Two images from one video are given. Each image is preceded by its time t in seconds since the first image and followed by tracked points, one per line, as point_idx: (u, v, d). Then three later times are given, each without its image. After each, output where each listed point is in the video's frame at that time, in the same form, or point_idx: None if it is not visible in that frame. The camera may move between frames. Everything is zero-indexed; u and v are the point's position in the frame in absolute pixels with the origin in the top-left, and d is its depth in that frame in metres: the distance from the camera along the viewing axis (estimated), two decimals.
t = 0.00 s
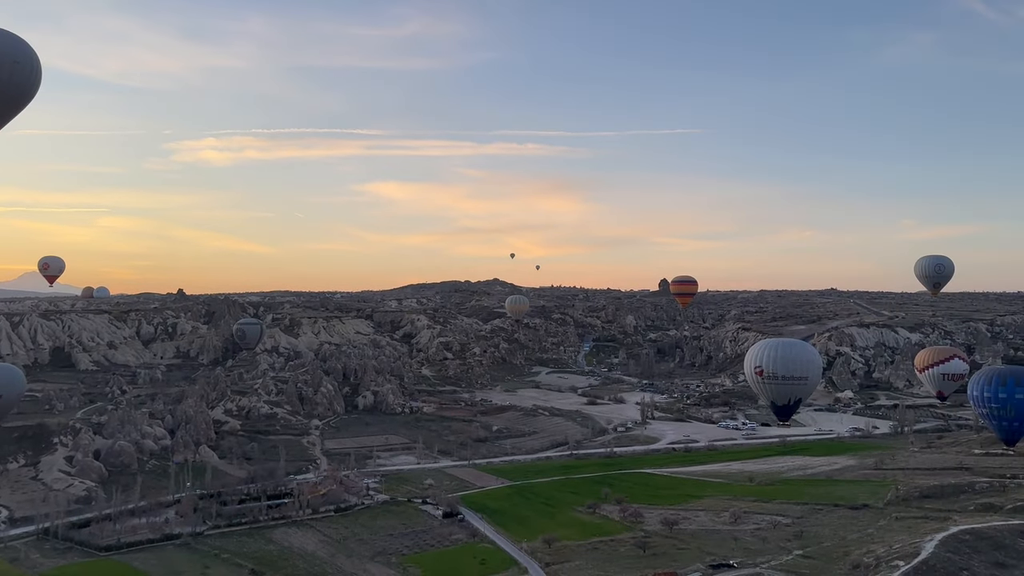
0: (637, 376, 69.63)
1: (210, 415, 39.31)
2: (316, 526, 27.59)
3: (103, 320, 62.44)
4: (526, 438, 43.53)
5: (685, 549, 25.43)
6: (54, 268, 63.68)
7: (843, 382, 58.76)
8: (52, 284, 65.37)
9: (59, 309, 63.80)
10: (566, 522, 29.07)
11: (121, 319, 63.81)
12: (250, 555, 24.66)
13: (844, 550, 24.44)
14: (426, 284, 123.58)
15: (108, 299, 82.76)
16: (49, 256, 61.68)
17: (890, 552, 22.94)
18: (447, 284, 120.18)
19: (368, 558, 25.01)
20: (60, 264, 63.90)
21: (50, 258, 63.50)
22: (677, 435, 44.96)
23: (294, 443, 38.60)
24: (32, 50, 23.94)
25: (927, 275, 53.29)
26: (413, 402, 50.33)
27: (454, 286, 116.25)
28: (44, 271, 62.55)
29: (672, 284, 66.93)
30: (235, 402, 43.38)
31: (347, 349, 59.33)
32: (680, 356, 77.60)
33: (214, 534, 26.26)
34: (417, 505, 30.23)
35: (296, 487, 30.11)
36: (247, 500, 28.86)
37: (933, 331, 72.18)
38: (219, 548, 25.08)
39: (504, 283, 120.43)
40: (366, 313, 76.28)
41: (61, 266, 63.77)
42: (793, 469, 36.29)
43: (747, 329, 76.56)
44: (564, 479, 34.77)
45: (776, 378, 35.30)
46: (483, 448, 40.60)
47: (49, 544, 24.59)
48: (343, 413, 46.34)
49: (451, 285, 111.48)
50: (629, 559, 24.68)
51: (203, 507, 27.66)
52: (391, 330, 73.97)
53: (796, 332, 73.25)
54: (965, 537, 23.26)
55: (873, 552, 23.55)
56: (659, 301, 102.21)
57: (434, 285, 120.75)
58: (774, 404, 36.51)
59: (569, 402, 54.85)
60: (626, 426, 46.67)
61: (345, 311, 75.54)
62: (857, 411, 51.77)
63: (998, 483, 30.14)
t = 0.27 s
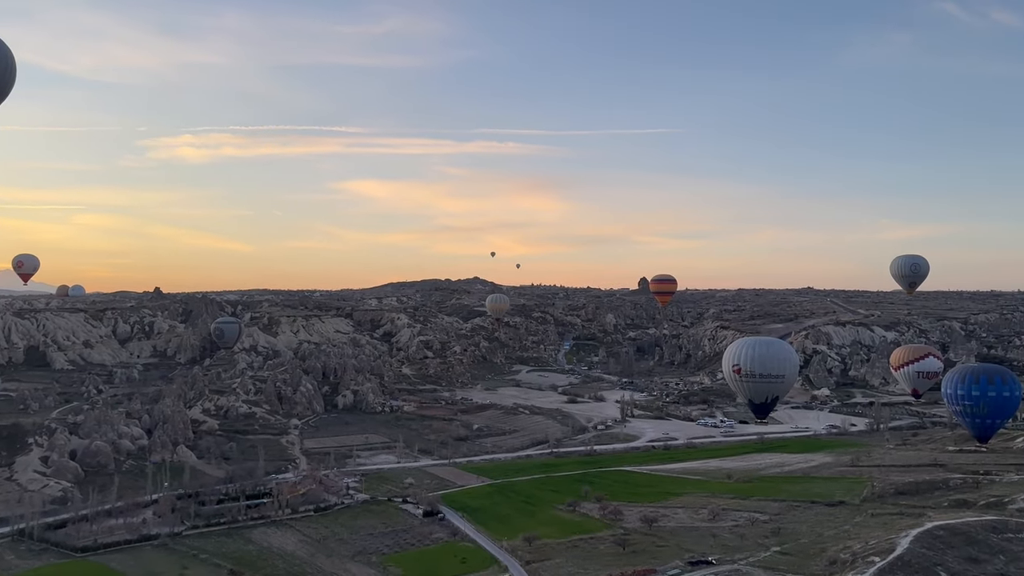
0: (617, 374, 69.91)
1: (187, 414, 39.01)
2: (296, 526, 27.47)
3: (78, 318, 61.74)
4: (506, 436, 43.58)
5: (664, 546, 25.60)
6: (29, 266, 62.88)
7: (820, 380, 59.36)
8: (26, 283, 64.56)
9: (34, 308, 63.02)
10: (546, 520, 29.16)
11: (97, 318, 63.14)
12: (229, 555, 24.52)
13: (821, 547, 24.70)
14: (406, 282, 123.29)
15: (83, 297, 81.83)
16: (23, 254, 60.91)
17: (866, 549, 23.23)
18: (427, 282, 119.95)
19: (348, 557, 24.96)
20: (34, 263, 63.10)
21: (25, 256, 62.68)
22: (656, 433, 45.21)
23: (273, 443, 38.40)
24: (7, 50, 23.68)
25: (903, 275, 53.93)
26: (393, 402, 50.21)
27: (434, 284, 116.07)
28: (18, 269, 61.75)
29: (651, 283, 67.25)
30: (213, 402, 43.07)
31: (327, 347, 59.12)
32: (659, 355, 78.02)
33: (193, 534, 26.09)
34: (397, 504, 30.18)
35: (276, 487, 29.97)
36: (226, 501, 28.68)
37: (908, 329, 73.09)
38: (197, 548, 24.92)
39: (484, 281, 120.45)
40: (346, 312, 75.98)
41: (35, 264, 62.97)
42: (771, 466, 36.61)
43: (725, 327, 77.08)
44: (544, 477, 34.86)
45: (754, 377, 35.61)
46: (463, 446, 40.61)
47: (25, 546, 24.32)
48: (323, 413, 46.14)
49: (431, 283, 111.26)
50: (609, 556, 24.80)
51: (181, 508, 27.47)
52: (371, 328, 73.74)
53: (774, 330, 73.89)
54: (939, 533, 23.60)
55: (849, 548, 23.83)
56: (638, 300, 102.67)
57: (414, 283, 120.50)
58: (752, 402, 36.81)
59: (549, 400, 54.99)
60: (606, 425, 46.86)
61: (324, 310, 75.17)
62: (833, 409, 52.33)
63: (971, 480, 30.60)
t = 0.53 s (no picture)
0: (597, 372, 70.14)
1: (165, 414, 38.66)
2: (274, 526, 27.32)
3: (53, 317, 60.99)
4: (486, 435, 43.59)
5: (644, 544, 25.73)
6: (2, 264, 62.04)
7: (798, 378, 59.92)
8: None
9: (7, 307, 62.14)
10: (526, 519, 29.20)
11: (72, 316, 62.41)
12: (207, 555, 24.36)
13: (799, 544, 24.94)
14: (386, 281, 122.92)
15: (58, 296, 80.85)
16: None
17: (842, 545, 23.49)
18: (407, 281, 119.65)
19: (328, 557, 24.87)
20: (8, 261, 62.27)
21: None
22: (636, 431, 45.42)
23: (252, 443, 38.14)
24: None
25: (879, 274, 54.53)
26: (373, 401, 50.05)
27: (414, 283, 115.82)
28: None
29: (631, 282, 67.51)
30: (190, 401, 42.70)
31: (306, 346, 58.82)
32: (639, 353, 78.36)
33: (170, 535, 25.88)
34: (377, 504, 30.10)
35: (254, 487, 29.79)
36: (204, 501, 28.47)
37: (884, 327, 73.92)
38: (175, 548, 24.72)
39: (464, 280, 120.36)
40: (325, 311, 75.63)
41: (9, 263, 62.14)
42: (749, 464, 36.89)
43: (704, 325, 77.57)
44: (525, 476, 34.89)
45: (732, 375, 35.86)
46: (444, 445, 40.58)
47: None
48: (302, 412, 45.90)
49: (411, 282, 110.98)
50: (589, 554, 24.89)
51: (158, 508, 27.24)
52: (351, 327, 73.46)
53: (752, 329, 74.46)
54: (915, 529, 23.91)
55: (826, 544, 24.08)
56: (618, 298, 103.06)
57: (394, 282, 120.18)
58: (730, 400, 37.07)
59: (529, 399, 55.07)
60: (586, 423, 47.00)
61: (303, 309, 74.74)
62: (811, 406, 52.82)
63: (945, 476, 31.01)
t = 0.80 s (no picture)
0: (577, 371, 70.35)
1: (142, 414, 38.31)
2: (254, 526, 27.16)
3: (27, 316, 60.24)
4: (467, 434, 43.58)
5: (624, 541, 25.86)
6: None
7: (776, 376, 60.46)
8: None
9: None
10: (507, 518, 29.23)
11: (47, 315, 61.68)
12: (186, 556, 24.19)
13: (777, 540, 25.17)
14: (367, 279, 122.51)
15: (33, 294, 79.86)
16: None
17: (820, 542, 23.74)
18: (388, 280, 119.33)
19: (308, 557, 24.77)
20: None
21: None
22: (616, 429, 45.61)
23: (230, 443, 37.89)
24: None
25: (856, 274, 55.12)
26: (353, 400, 49.87)
27: (394, 281, 115.54)
28: None
29: (612, 281, 67.76)
30: (168, 401, 42.35)
31: (285, 345, 58.52)
32: (619, 352, 78.68)
33: (148, 536, 25.67)
34: (357, 503, 30.00)
35: (233, 487, 29.60)
36: (182, 501, 28.25)
37: (861, 326, 74.72)
38: (153, 550, 24.51)
39: (445, 279, 120.30)
40: (304, 310, 75.24)
41: None
42: (728, 462, 37.15)
43: (684, 324, 78.02)
44: (505, 475, 34.92)
45: (710, 373, 36.10)
46: (424, 445, 40.53)
47: None
48: (281, 411, 45.64)
49: (391, 280, 110.73)
50: (570, 553, 24.97)
51: (136, 509, 27.00)
52: (330, 326, 73.15)
53: (731, 328, 74.99)
54: (891, 526, 24.21)
55: (804, 541, 24.33)
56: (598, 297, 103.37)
57: (374, 280, 119.82)
58: (709, 399, 37.32)
59: (510, 398, 55.13)
60: (567, 422, 47.12)
61: (282, 308, 74.30)
62: (789, 404, 53.29)
63: (921, 474, 31.43)
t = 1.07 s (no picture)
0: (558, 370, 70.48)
1: (119, 414, 37.95)
2: (233, 527, 27.00)
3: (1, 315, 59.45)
4: (448, 433, 43.55)
5: (605, 539, 25.98)
6: None
7: (754, 374, 60.95)
8: None
9: None
10: (487, 517, 29.25)
11: (21, 314, 60.90)
12: (164, 557, 24.00)
13: (755, 538, 25.38)
14: (346, 278, 121.93)
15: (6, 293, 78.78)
16: None
17: (798, 539, 23.99)
18: (368, 279, 118.90)
19: (288, 557, 24.66)
20: None
21: None
22: (596, 428, 45.75)
23: (208, 443, 37.62)
24: None
25: (833, 273, 55.67)
26: (332, 399, 49.65)
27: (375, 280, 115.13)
28: None
29: (592, 280, 67.95)
30: (145, 401, 41.96)
31: (264, 345, 58.16)
32: (599, 351, 78.95)
33: (125, 537, 25.44)
34: (337, 503, 29.90)
35: (211, 487, 29.40)
36: (159, 502, 28.02)
37: (838, 324, 75.46)
38: (130, 551, 24.30)
39: (425, 278, 120.03)
40: (283, 309, 74.83)
41: None
42: (707, 460, 37.40)
43: (663, 323, 78.43)
44: (486, 474, 34.92)
45: (689, 372, 36.32)
46: (405, 444, 40.46)
47: None
48: (260, 411, 45.36)
49: (371, 279, 110.32)
50: (550, 551, 25.05)
51: (113, 510, 26.75)
52: (310, 325, 72.80)
53: (710, 326, 75.47)
54: (867, 523, 24.50)
55: (782, 538, 24.56)
56: (579, 296, 103.59)
57: (354, 279, 119.34)
58: (688, 397, 37.54)
59: (491, 397, 55.15)
60: (547, 421, 47.20)
61: (261, 307, 73.84)
62: (767, 403, 53.72)
63: (897, 471, 31.79)
